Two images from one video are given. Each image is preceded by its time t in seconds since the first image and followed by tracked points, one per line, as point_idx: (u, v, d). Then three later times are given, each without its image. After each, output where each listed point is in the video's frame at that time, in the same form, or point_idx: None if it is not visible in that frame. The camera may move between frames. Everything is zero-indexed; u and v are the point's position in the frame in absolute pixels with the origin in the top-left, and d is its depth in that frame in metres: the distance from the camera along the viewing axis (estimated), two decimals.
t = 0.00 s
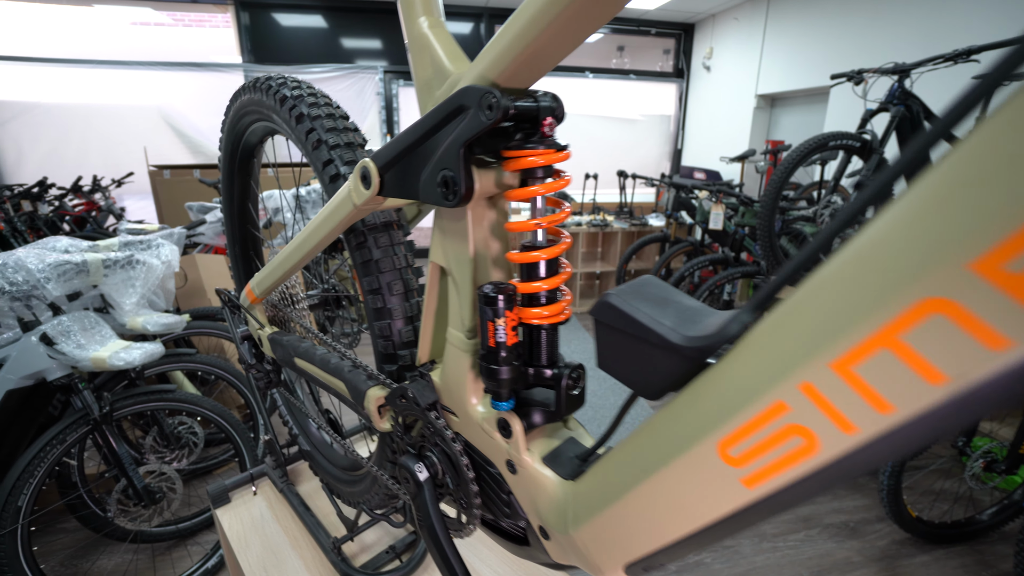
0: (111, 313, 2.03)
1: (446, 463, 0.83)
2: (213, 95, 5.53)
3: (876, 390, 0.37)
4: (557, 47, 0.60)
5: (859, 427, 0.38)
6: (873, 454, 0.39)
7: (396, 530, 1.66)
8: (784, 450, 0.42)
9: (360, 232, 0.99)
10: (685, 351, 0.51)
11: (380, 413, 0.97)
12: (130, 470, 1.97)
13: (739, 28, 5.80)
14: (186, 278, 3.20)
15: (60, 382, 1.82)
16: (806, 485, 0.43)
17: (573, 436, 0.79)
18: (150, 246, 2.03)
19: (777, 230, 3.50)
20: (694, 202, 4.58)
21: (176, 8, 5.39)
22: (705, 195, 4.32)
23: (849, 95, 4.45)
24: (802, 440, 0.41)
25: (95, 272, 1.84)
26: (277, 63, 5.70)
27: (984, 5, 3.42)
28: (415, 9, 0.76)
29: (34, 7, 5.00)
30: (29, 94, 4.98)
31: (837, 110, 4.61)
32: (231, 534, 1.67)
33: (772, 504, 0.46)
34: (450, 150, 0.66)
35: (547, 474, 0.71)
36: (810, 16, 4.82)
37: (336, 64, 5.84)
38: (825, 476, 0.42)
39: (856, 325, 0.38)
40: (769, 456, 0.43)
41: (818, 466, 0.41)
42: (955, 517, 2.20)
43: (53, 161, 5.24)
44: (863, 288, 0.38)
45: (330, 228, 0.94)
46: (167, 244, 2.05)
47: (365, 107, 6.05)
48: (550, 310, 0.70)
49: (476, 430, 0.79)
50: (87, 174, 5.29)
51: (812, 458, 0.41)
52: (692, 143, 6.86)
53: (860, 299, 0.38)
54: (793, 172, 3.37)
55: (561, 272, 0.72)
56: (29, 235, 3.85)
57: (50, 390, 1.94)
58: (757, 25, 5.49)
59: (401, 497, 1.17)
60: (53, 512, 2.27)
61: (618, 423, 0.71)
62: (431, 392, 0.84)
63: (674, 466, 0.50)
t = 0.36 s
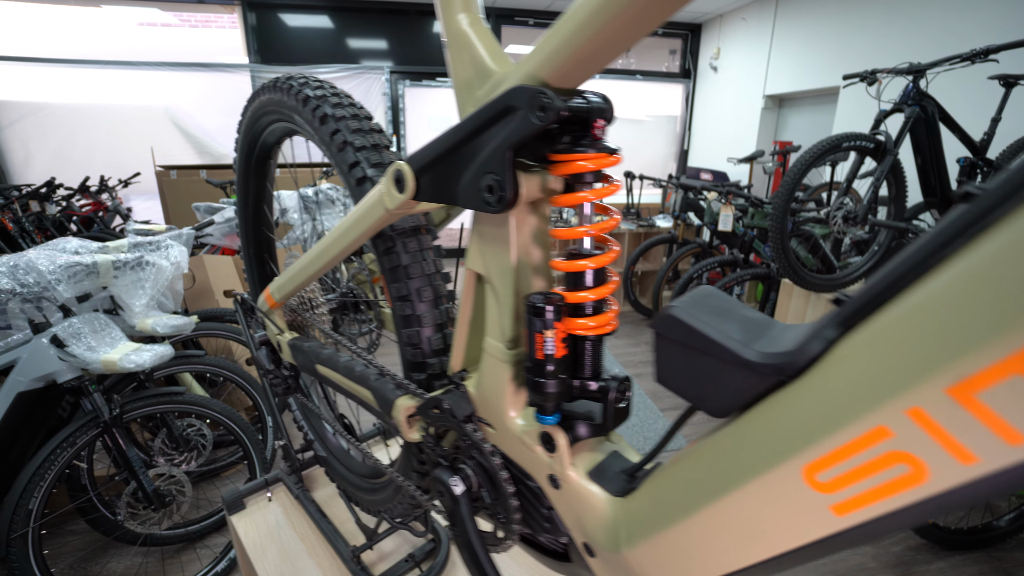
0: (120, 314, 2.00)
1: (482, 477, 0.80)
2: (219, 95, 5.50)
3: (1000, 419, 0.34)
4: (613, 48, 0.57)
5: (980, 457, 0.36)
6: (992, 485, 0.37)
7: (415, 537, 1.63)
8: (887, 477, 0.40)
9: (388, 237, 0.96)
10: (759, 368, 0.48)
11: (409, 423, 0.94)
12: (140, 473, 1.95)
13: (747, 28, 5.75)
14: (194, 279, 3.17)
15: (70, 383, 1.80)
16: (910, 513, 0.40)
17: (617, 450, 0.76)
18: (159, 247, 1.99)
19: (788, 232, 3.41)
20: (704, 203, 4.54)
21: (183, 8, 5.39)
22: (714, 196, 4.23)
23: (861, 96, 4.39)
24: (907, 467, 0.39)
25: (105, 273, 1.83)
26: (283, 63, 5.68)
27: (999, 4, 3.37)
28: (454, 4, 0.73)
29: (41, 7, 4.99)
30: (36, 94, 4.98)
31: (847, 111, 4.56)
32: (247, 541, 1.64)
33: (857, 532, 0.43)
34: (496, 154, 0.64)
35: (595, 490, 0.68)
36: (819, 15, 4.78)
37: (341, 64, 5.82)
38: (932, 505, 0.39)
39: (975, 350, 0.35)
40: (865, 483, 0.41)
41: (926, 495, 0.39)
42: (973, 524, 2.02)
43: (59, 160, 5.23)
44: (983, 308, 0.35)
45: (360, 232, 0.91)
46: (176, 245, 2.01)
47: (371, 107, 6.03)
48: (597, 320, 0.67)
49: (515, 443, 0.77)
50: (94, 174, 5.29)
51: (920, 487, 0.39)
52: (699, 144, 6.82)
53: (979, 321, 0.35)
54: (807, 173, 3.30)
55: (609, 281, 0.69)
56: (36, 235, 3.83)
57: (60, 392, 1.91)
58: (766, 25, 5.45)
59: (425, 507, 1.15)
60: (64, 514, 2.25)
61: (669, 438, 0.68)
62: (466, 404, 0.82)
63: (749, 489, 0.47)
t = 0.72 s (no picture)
0: (131, 314, 1.98)
1: (535, 479, 0.79)
2: (221, 95, 5.44)
3: None
4: (689, 49, 0.57)
5: None
6: None
7: (440, 539, 1.62)
8: (1013, 485, 0.39)
9: (431, 238, 0.96)
10: (854, 370, 0.48)
11: (453, 425, 0.94)
12: (152, 474, 1.93)
13: (751, 28, 5.74)
14: (203, 279, 3.16)
15: (83, 384, 1.79)
16: None
17: (675, 452, 0.75)
18: (169, 247, 1.98)
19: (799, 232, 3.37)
20: (711, 203, 4.53)
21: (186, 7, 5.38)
22: (721, 196, 4.19)
23: (869, 95, 4.35)
24: None
25: (117, 273, 1.82)
26: (287, 63, 5.68)
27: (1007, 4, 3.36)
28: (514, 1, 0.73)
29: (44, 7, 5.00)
30: (41, 94, 4.97)
31: (853, 111, 4.55)
32: (271, 543, 1.64)
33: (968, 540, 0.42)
34: (566, 153, 0.63)
35: (659, 493, 0.67)
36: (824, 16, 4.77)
37: (345, 64, 5.82)
38: None
39: None
40: (985, 490, 0.40)
41: None
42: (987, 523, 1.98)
43: (64, 160, 5.23)
44: None
45: (407, 231, 0.91)
46: (186, 244, 2.01)
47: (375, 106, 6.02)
48: (661, 323, 0.66)
49: (571, 445, 0.76)
50: (98, 173, 5.28)
51: None
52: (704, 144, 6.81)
53: None
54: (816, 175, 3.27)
55: (673, 284, 0.68)
56: (42, 235, 3.82)
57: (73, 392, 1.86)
58: (771, 25, 5.44)
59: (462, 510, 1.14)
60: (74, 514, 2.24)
61: (734, 441, 0.67)
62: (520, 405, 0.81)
63: (847, 493, 0.47)
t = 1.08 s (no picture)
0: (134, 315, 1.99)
1: (559, 473, 0.81)
2: (222, 95, 5.46)
3: None
4: (722, 52, 0.58)
5: None
6: None
7: (451, 536, 1.63)
8: None
9: (453, 237, 0.97)
10: (887, 363, 0.49)
11: (472, 421, 0.95)
12: (159, 474, 1.94)
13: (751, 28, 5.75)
14: (206, 279, 3.16)
15: (89, 385, 1.80)
16: None
17: (697, 446, 0.76)
18: (173, 247, 1.99)
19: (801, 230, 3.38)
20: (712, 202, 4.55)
21: (185, 7, 5.38)
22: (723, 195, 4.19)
23: (869, 94, 4.36)
24: None
25: (122, 273, 1.82)
26: (287, 63, 5.68)
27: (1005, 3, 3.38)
28: (543, 3, 0.74)
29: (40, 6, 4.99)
30: (40, 94, 4.97)
31: (852, 109, 4.57)
32: (282, 540, 1.65)
33: (999, 526, 0.43)
34: (596, 152, 0.64)
35: (683, 487, 0.69)
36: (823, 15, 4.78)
37: (345, 64, 5.83)
38: None
39: None
40: (1020, 476, 0.41)
41: None
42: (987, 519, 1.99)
43: (62, 160, 5.21)
44: None
45: (431, 228, 0.91)
46: (190, 245, 2.02)
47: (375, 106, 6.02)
48: (687, 319, 0.68)
49: (595, 440, 0.77)
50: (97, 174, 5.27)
51: None
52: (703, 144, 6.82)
53: None
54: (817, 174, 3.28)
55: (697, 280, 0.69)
56: (42, 236, 3.81)
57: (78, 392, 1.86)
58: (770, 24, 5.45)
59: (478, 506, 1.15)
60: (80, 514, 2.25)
61: (759, 435, 0.69)
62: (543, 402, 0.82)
63: (878, 482, 0.48)
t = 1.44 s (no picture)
0: (124, 314, 1.98)
1: (525, 464, 0.81)
2: (217, 94, 5.45)
3: None
4: (678, 38, 0.58)
5: None
6: None
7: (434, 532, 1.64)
8: (977, 446, 0.41)
9: (426, 229, 0.97)
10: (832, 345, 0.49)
11: (445, 414, 0.94)
12: (148, 473, 1.93)
13: (746, 26, 5.75)
14: (198, 278, 3.15)
15: (77, 384, 1.80)
16: (997, 482, 0.41)
17: (662, 436, 0.76)
18: (164, 246, 1.98)
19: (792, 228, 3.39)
20: (705, 199, 4.55)
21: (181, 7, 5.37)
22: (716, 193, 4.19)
23: (862, 91, 4.36)
24: (997, 436, 0.40)
25: (111, 273, 1.81)
26: (281, 62, 5.67)
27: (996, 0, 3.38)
28: None
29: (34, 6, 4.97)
30: (35, 94, 4.95)
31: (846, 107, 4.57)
32: (265, 538, 1.65)
33: (931, 504, 0.44)
34: (556, 140, 0.64)
35: (646, 475, 0.68)
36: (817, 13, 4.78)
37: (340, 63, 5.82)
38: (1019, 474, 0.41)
39: None
40: (950, 453, 0.42)
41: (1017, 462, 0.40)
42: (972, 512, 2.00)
43: (57, 161, 5.20)
44: None
45: (403, 220, 0.91)
46: (181, 244, 2.02)
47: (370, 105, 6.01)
48: (649, 307, 0.68)
49: (560, 430, 0.77)
50: (92, 174, 5.26)
51: (1008, 455, 0.40)
52: (697, 142, 6.83)
53: None
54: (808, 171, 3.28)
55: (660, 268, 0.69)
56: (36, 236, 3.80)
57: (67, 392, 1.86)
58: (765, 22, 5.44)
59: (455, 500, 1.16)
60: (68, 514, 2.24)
61: (719, 423, 0.69)
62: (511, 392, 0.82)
63: (819, 465, 0.49)
